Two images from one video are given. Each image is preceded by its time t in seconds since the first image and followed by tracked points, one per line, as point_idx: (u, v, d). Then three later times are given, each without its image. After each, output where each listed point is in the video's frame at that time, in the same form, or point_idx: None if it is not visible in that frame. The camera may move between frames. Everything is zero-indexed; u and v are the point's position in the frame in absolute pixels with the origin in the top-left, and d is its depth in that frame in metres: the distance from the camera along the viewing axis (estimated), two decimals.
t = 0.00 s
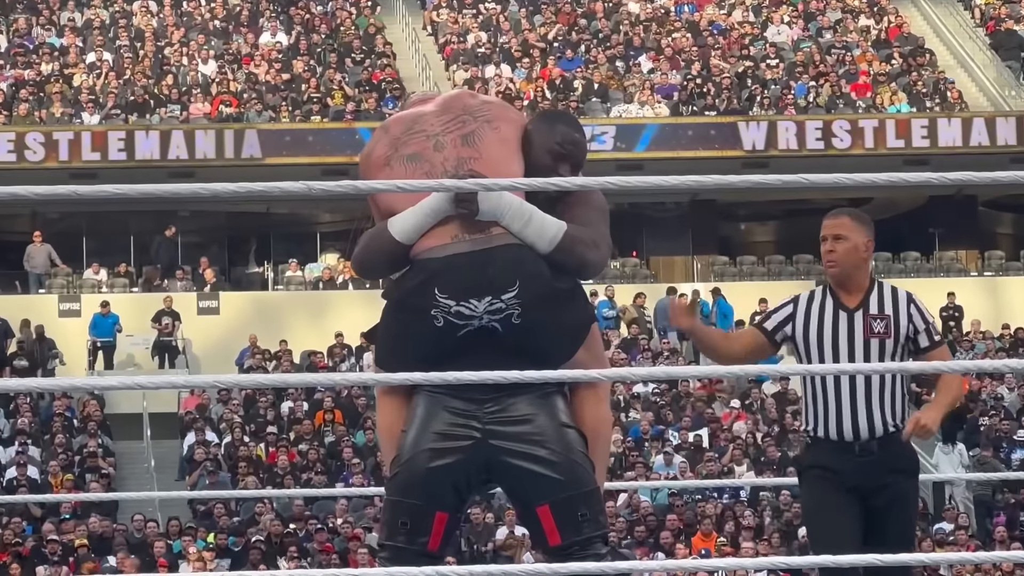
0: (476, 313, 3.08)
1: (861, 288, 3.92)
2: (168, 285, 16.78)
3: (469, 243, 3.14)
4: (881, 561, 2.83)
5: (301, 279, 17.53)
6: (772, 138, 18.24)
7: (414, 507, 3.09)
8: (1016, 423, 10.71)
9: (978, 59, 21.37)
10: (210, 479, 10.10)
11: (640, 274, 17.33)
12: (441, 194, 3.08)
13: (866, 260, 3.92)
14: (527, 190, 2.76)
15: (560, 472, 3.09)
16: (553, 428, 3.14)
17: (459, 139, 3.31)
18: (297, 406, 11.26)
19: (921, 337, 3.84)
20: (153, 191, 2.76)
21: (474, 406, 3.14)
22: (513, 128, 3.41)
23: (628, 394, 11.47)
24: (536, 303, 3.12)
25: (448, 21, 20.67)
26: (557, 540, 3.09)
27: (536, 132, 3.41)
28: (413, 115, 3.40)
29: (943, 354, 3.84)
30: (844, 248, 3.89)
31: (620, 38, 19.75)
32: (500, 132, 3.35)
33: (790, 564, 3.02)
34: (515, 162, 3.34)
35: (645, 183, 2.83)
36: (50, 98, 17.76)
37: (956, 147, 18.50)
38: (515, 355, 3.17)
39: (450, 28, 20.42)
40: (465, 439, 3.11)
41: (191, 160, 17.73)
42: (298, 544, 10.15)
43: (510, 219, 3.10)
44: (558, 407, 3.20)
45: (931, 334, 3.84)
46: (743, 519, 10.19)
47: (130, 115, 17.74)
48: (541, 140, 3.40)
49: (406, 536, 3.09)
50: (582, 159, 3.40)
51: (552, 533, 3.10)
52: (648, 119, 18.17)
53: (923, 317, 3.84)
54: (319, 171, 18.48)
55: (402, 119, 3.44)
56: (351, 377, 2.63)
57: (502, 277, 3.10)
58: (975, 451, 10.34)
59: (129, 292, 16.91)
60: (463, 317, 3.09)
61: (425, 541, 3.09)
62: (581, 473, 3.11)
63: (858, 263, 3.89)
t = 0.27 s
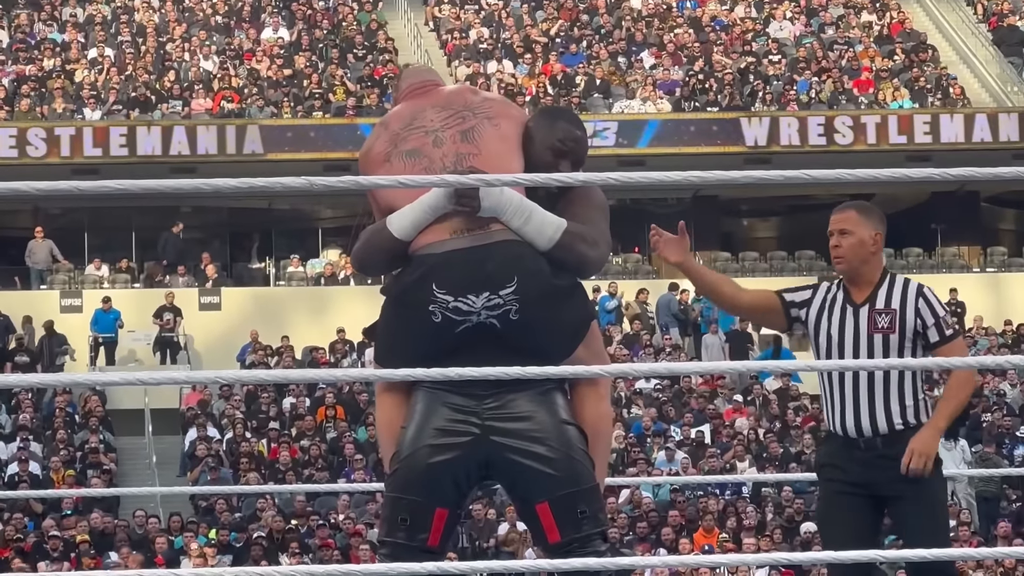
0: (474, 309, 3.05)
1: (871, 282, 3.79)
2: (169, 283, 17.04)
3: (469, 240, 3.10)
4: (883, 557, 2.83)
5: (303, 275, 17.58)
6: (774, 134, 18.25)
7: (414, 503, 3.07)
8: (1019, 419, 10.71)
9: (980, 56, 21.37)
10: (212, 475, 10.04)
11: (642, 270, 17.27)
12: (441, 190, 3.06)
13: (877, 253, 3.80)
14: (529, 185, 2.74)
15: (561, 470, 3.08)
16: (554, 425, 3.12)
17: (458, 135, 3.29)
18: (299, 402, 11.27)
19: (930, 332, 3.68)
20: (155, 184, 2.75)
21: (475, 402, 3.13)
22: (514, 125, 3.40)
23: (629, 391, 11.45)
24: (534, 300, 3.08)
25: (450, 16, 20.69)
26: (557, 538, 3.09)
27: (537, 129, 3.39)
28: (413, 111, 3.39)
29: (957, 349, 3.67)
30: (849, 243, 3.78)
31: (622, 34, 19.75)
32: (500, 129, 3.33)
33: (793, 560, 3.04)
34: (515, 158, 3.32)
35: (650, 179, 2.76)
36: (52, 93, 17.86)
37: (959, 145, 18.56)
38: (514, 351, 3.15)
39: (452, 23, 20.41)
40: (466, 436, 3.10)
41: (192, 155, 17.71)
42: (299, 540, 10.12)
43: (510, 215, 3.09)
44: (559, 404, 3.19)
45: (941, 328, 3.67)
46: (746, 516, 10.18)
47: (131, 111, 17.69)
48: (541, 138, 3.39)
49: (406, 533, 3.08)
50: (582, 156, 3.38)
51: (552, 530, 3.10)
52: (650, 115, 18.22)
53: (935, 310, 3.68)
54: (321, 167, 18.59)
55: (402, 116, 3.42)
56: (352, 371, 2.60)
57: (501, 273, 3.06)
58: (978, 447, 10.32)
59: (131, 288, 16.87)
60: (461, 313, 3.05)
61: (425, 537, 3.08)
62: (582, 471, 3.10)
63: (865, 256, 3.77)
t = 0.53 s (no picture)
0: (472, 303, 3.04)
1: (892, 283, 3.74)
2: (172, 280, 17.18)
3: (468, 235, 3.10)
4: (883, 557, 2.82)
5: (305, 273, 17.49)
6: (776, 132, 18.25)
7: (414, 501, 3.08)
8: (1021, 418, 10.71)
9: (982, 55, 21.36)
10: (213, 473, 10.06)
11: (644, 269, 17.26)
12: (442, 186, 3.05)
13: (902, 253, 3.73)
14: (530, 184, 2.75)
15: (562, 467, 3.08)
16: (555, 423, 3.12)
17: (461, 131, 3.27)
18: (302, 400, 11.29)
19: (941, 340, 3.59)
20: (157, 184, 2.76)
21: (476, 401, 3.12)
22: (519, 123, 3.37)
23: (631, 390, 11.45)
24: (533, 295, 3.07)
25: (452, 15, 20.69)
26: (558, 536, 3.09)
27: (542, 129, 3.36)
28: (417, 107, 3.37)
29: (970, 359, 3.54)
30: (870, 243, 3.74)
31: (624, 33, 19.71)
32: (503, 127, 3.30)
33: (794, 559, 3.03)
34: (517, 156, 3.29)
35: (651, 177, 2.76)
36: (54, 92, 17.91)
37: (960, 144, 18.67)
38: (515, 349, 3.14)
39: (455, 21, 20.39)
40: (466, 434, 3.09)
41: (194, 154, 17.71)
42: (301, 538, 10.11)
43: (511, 212, 3.07)
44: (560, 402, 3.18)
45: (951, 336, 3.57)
46: (748, 516, 10.21)
47: (133, 109, 17.76)
48: (546, 137, 3.36)
49: (407, 530, 3.08)
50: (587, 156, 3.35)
51: (552, 528, 3.10)
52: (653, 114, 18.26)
53: (948, 317, 3.57)
54: (323, 165, 18.61)
55: (406, 112, 3.41)
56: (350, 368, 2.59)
57: (502, 268, 3.05)
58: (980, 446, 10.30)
59: (132, 286, 16.99)
60: (459, 308, 3.05)
61: (426, 535, 3.08)
62: (582, 469, 3.09)
63: (885, 256, 3.72)
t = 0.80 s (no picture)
0: (475, 305, 3.04)
1: (921, 294, 3.63)
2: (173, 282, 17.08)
3: (471, 236, 3.07)
4: (886, 558, 2.79)
5: (305, 274, 17.52)
6: (777, 135, 18.42)
7: (415, 501, 3.07)
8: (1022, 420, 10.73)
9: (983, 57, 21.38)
10: (215, 475, 10.06)
11: (645, 271, 17.28)
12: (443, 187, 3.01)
13: (933, 264, 3.62)
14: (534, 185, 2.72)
15: (563, 466, 3.07)
16: (556, 423, 3.11)
17: (463, 134, 3.26)
18: (303, 402, 11.28)
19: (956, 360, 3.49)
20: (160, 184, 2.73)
21: (477, 402, 3.13)
22: (522, 124, 3.35)
23: (633, 391, 11.44)
24: (537, 295, 3.06)
25: (453, 17, 20.72)
26: (559, 537, 3.07)
27: (545, 131, 3.33)
28: (420, 110, 3.36)
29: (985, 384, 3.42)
30: (899, 251, 3.63)
31: (626, 34, 19.70)
32: (506, 129, 3.29)
33: (796, 560, 3.02)
34: (520, 157, 3.28)
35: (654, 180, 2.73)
36: (55, 92, 17.90)
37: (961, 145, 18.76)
38: (517, 350, 3.14)
39: (456, 22, 20.41)
40: (467, 434, 3.10)
41: (195, 155, 17.77)
42: (302, 539, 10.11)
43: (511, 212, 3.03)
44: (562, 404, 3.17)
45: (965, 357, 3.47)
46: (750, 518, 10.22)
47: (135, 110, 17.78)
48: (550, 139, 3.32)
49: (407, 531, 3.07)
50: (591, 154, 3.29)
51: (554, 529, 3.08)
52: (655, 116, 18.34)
53: (964, 339, 3.47)
54: (326, 165, 18.66)
55: (409, 113, 3.40)
56: (351, 370, 2.57)
57: (504, 269, 3.04)
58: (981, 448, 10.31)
59: (133, 286, 17.03)
60: (462, 309, 3.05)
61: (426, 536, 3.07)
62: (585, 469, 3.08)
63: (915, 267, 3.61)
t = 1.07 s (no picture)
0: (475, 308, 3.09)
1: (928, 314, 3.70)
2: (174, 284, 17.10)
3: (470, 240, 3.12)
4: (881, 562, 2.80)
5: (307, 277, 17.47)
6: (777, 139, 18.43)
7: (415, 503, 3.12)
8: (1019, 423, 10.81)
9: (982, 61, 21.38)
10: (216, 476, 10.10)
11: (644, 274, 17.34)
12: (443, 192, 3.05)
13: (939, 286, 3.67)
14: (534, 189, 2.70)
15: (563, 469, 3.11)
16: (556, 425, 3.16)
17: (463, 139, 3.31)
18: (303, 403, 11.29)
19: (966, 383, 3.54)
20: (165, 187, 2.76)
21: (477, 403, 3.18)
22: (521, 129, 3.40)
23: (632, 393, 11.48)
24: (537, 299, 3.11)
25: (454, 21, 20.77)
26: (560, 539, 3.11)
27: (544, 134, 3.35)
28: (419, 115, 3.41)
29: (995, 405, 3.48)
30: (909, 272, 3.67)
31: (626, 38, 19.68)
32: (505, 134, 3.34)
33: (792, 563, 3.04)
34: (519, 162, 3.33)
35: (653, 181, 2.74)
36: (59, 96, 17.91)
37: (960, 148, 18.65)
38: (516, 352, 3.18)
39: (457, 26, 20.51)
40: (467, 436, 3.15)
41: (197, 157, 17.85)
42: (303, 540, 10.17)
43: (510, 217, 3.06)
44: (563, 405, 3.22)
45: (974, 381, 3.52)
46: (749, 521, 10.26)
47: (137, 114, 17.82)
48: (550, 143, 3.34)
49: (408, 532, 3.12)
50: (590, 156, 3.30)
51: (554, 531, 3.12)
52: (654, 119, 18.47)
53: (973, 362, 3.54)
54: (327, 169, 18.69)
55: (408, 119, 3.44)
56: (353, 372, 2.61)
57: (503, 273, 3.09)
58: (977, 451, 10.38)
59: (135, 289, 17.05)
60: (462, 313, 3.09)
61: (427, 537, 3.12)
62: (585, 471, 3.12)
63: (922, 289, 3.66)
